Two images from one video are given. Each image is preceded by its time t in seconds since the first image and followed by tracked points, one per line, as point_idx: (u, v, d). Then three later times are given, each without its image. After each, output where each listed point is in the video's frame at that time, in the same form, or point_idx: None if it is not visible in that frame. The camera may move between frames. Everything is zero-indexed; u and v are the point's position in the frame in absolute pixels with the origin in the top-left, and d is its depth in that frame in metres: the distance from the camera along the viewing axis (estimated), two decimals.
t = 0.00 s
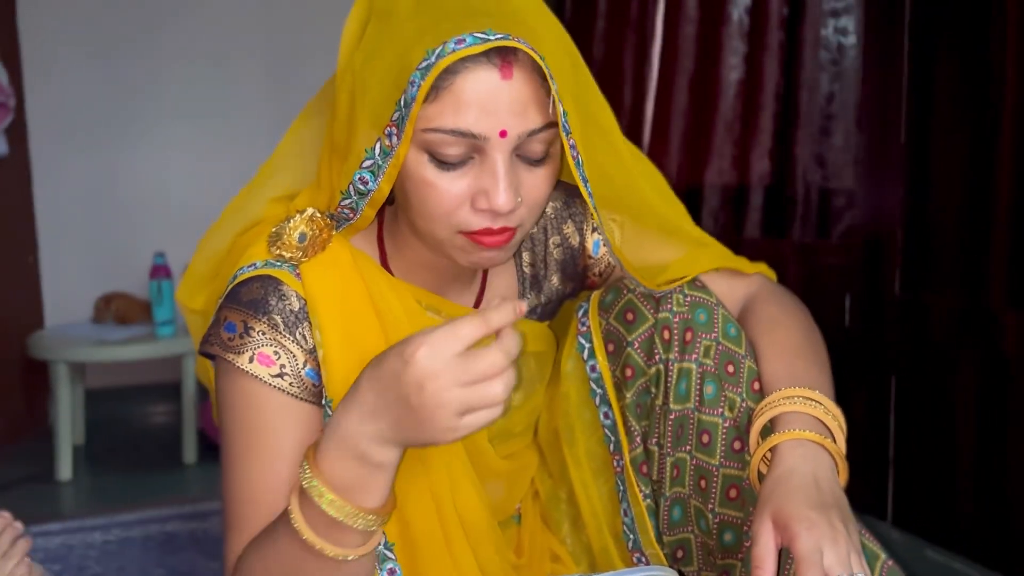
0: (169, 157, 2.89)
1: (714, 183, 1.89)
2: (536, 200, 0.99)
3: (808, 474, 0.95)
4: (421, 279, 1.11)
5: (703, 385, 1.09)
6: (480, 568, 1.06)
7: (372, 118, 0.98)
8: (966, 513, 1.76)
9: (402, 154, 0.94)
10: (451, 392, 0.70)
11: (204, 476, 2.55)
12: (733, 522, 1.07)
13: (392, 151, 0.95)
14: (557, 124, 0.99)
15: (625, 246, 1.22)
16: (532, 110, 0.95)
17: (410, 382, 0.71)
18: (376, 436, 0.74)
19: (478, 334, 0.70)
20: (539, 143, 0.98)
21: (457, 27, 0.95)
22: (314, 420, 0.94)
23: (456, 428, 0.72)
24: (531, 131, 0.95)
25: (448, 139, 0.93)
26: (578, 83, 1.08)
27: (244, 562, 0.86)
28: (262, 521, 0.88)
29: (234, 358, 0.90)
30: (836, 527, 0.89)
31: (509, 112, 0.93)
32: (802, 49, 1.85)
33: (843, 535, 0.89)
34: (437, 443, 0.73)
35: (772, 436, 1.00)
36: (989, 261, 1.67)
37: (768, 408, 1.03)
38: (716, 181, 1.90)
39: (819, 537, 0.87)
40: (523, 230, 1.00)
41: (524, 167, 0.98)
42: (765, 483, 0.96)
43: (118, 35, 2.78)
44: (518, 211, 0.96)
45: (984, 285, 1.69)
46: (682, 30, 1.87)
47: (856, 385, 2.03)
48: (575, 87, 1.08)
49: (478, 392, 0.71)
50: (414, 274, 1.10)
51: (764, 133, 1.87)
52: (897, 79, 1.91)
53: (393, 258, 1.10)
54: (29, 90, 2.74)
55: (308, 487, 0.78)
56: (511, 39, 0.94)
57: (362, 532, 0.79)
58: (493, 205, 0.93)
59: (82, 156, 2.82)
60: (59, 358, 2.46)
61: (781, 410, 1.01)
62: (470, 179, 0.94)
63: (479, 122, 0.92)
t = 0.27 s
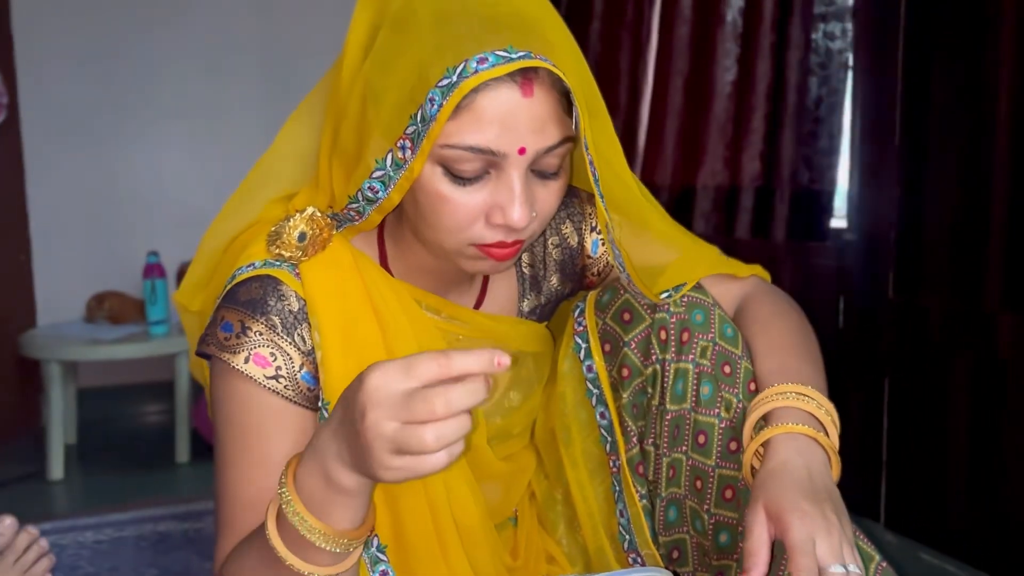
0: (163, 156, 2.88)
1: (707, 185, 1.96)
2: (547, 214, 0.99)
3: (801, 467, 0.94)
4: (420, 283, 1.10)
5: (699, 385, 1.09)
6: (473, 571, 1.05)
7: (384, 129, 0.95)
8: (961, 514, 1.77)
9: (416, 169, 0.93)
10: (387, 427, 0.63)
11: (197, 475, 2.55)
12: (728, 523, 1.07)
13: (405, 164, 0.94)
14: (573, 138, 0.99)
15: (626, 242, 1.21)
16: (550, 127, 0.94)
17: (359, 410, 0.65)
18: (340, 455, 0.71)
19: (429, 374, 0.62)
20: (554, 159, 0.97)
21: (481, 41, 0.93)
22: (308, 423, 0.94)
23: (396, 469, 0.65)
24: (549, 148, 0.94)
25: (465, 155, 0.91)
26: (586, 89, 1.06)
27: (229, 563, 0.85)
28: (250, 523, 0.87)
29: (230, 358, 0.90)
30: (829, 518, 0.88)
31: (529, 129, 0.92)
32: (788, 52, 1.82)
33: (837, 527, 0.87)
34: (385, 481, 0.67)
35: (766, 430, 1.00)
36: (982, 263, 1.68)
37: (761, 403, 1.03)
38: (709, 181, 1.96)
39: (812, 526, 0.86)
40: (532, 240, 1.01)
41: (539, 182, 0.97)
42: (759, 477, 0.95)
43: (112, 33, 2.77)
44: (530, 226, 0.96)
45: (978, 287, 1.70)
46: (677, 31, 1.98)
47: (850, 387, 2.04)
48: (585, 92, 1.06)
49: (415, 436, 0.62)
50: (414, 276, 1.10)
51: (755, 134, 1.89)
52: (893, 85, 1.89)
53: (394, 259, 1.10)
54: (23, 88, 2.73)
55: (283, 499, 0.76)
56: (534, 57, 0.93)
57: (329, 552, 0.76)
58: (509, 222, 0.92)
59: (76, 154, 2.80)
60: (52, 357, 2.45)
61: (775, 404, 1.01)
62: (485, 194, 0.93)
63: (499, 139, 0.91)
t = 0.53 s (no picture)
0: (159, 153, 2.87)
1: (704, 184, 1.89)
2: (554, 220, 0.99)
3: (768, 434, 0.94)
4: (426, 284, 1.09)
5: (696, 385, 1.09)
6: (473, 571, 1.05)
7: (393, 133, 0.95)
8: (955, 515, 1.77)
9: (425, 177, 0.92)
10: (407, 440, 0.65)
11: (191, 474, 2.54)
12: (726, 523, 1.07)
13: (413, 170, 0.93)
14: (583, 147, 0.98)
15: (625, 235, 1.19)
16: (562, 137, 0.93)
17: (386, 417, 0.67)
18: (356, 460, 0.72)
19: (464, 399, 0.64)
20: (564, 167, 0.96)
21: (496, 49, 0.92)
22: (312, 422, 0.94)
23: (403, 484, 0.66)
24: (559, 157, 0.94)
25: (476, 165, 0.91)
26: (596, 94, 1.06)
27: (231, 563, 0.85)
28: (253, 524, 0.87)
29: (233, 355, 0.89)
30: (785, 468, 0.87)
31: (541, 139, 0.91)
32: (787, 53, 1.85)
33: (791, 477, 0.86)
34: (391, 496, 0.68)
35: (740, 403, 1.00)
36: (978, 265, 1.68)
37: (745, 377, 1.04)
38: (708, 183, 1.89)
39: (764, 472, 0.85)
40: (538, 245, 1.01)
41: (549, 190, 0.97)
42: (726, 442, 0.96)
43: (108, 30, 2.76)
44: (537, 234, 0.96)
45: (974, 289, 1.70)
46: (675, 32, 1.84)
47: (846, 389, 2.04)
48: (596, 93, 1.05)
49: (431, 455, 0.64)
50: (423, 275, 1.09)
51: (753, 134, 1.88)
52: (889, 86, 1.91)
53: (399, 258, 1.09)
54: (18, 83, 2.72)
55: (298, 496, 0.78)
56: (548, 68, 0.91)
57: (333, 559, 0.79)
58: (517, 230, 0.92)
59: (71, 151, 2.79)
60: (45, 354, 2.44)
61: (754, 380, 1.03)
62: (495, 202, 0.93)
63: (510, 149, 0.90)
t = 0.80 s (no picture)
0: (152, 150, 2.86)
1: (698, 185, 1.85)
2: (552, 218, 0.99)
3: (746, 434, 0.96)
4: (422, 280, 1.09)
5: (687, 385, 1.10)
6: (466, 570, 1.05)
7: (393, 130, 0.95)
8: (948, 515, 1.78)
9: (424, 174, 0.92)
10: (433, 477, 0.67)
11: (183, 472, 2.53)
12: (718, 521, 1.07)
13: (412, 167, 0.93)
14: (582, 144, 0.98)
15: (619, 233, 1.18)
16: (562, 135, 0.93)
17: (414, 446, 0.69)
18: (368, 478, 0.74)
19: (498, 449, 0.66)
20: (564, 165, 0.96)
21: (498, 47, 0.92)
22: (305, 419, 0.94)
23: (417, 516, 0.68)
24: (559, 155, 0.94)
25: (476, 162, 0.90)
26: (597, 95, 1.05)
27: (227, 559, 0.85)
28: (248, 527, 0.87)
29: (226, 349, 0.89)
30: (746, 472, 0.89)
31: (542, 137, 0.91)
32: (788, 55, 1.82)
33: (752, 481, 0.88)
34: (399, 525, 0.70)
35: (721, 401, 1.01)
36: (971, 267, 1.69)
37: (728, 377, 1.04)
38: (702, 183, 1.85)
39: (723, 477, 0.87)
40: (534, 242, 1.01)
41: (547, 189, 0.96)
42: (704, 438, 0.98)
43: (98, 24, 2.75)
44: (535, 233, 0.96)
45: (966, 291, 1.71)
46: (668, 31, 1.77)
47: (838, 390, 2.04)
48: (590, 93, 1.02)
49: (455, 498, 0.66)
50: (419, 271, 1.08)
51: (749, 137, 1.84)
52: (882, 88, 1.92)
53: (394, 253, 1.08)
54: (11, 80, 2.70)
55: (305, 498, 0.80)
56: (549, 65, 0.91)
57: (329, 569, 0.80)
58: (516, 228, 0.92)
59: (64, 147, 2.78)
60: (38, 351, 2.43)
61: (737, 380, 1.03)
62: (496, 199, 0.92)
63: (511, 147, 0.90)
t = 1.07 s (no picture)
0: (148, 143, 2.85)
1: (696, 181, 1.89)
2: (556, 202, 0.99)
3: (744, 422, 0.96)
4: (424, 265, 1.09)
5: (687, 372, 1.09)
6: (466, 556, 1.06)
7: (396, 113, 0.94)
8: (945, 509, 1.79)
9: (427, 157, 0.92)
10: (479, 530, 0.67)
11: (178, 465, 2.53)
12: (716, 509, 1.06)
13: (415, 149, 0.93)
14: (587, 128, 0.98)
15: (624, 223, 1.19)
16: (567, 118, 0.93)
17: (468, 490, 0.69)
18: (398, 491, 0.74)
19: (549, 522, 0.67)
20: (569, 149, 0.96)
21: (503, 28, 0.91)
22: (305, 403, 0.94)
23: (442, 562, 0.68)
24: (564, 138, 0.94)
25: (480, 145, 0.90)
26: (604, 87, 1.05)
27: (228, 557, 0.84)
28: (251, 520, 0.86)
29: (226, 331, 0.89)
30: (742, 458, 0.89)
31: (547, 120, 0.91)
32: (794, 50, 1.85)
33: (748, 467, 0.88)
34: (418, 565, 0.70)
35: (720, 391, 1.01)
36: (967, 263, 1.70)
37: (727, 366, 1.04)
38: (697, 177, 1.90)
39: (717, 463, 0.88)
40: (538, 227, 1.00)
41: (552, 173, 0.96)
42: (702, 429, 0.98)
43: (94, 17, 2.74)
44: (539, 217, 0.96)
45: (963, 286, 1.71)
46: (665, 28, 1.83)
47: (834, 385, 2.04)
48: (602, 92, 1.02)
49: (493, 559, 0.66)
50: (419, 257, 1.09)
51: (748, 132, 1.87)
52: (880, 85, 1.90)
53: (394, 238, 1.09)
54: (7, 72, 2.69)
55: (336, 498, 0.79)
56: (555, 47, 0.91)
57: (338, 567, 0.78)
58: (519, 211, 0.92)
59: (60, 140, 2.77)
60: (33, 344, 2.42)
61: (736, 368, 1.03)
62: (500, 182, 0.92)
63: (517, 129, 0.90)
